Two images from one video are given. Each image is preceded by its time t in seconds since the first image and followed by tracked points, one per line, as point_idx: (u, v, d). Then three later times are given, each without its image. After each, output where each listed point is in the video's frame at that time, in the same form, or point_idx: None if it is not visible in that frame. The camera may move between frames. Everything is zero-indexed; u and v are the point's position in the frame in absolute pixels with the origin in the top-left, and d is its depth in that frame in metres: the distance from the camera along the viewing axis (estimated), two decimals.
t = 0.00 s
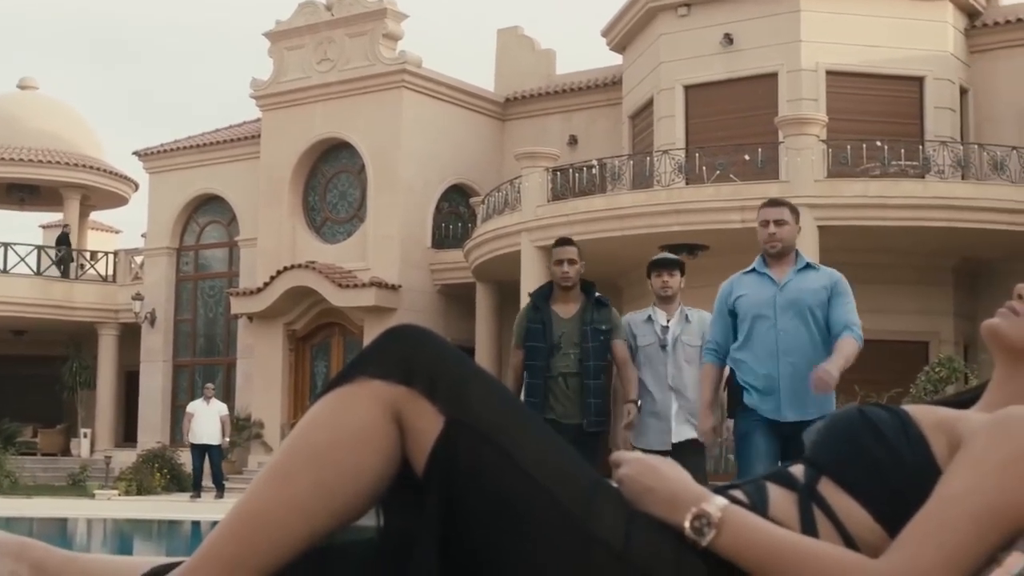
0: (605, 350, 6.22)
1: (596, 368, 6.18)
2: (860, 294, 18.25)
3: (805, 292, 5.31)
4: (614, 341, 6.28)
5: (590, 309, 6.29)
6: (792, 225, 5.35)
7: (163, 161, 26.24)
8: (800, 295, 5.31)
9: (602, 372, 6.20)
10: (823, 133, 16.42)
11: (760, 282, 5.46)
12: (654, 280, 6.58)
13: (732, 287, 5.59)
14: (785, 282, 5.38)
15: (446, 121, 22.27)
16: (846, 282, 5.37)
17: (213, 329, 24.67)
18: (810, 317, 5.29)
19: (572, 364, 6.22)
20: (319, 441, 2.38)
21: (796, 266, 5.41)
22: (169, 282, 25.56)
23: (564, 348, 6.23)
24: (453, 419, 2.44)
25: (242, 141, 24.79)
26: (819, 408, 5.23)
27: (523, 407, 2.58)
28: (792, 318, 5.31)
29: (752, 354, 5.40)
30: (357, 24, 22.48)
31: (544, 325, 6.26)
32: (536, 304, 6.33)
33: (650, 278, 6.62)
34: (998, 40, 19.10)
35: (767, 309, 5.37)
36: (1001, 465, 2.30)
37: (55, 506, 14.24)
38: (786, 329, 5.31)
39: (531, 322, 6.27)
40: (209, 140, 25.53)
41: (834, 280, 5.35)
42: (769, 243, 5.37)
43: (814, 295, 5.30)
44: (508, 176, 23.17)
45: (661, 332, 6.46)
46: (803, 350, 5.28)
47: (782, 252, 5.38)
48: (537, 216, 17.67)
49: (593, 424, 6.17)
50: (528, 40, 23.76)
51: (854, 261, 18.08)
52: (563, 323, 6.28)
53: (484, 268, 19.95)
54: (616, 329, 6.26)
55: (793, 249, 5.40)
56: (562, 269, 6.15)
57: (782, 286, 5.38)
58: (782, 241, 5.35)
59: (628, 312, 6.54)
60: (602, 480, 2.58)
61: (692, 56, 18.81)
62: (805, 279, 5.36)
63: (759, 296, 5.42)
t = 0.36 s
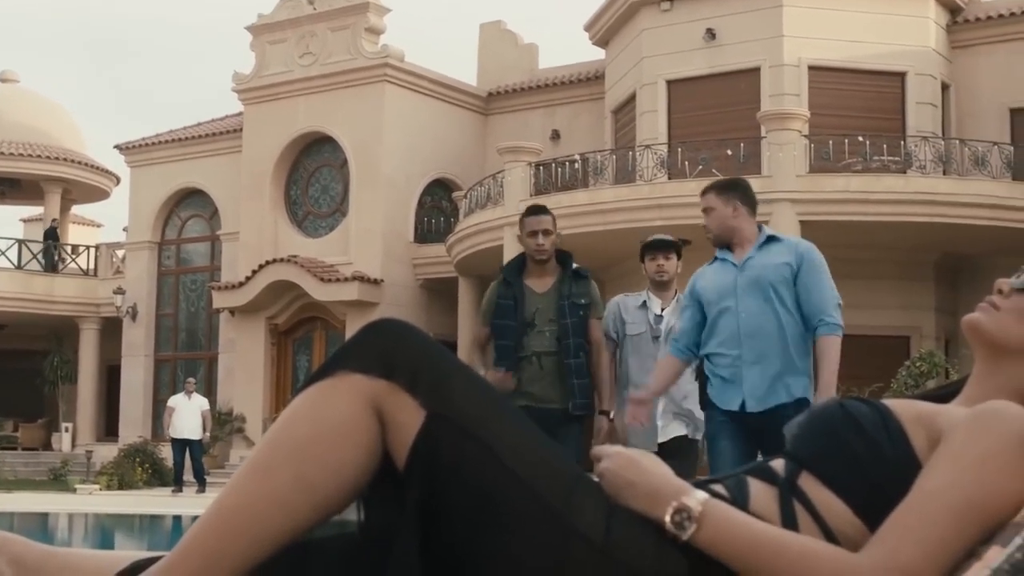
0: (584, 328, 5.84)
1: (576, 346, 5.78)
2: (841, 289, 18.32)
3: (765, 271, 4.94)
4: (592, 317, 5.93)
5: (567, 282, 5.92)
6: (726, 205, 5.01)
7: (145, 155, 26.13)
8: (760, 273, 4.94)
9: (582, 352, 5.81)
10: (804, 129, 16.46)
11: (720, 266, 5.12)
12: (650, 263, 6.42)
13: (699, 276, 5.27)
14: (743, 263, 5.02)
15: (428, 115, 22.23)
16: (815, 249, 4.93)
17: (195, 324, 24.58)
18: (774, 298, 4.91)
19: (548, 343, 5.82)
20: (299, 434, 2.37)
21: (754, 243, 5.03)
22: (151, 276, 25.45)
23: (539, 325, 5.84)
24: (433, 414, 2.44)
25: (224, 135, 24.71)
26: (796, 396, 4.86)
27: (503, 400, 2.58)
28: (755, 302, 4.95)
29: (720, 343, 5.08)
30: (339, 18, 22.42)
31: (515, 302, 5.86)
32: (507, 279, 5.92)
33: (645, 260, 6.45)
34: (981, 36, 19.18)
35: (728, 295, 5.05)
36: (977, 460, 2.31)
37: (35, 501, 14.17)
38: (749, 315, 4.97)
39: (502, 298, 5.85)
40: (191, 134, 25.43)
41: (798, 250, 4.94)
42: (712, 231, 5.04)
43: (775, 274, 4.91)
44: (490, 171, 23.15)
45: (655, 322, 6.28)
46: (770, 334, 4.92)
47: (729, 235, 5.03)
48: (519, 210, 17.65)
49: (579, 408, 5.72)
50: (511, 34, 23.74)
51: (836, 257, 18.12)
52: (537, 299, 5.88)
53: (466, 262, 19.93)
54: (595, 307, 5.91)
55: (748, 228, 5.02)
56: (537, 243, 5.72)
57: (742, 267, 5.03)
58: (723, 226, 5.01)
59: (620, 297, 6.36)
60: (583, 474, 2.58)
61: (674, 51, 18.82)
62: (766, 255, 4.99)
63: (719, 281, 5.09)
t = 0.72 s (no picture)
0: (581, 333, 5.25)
1: (574, 354, 5.21)
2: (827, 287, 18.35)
3: (753, 258, 4.55)
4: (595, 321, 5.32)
5: (568, 282, 5.33)
6: (719, 185, 4.64)
7: (132, 153, 26.04)
8: (749, 260, 4.56)
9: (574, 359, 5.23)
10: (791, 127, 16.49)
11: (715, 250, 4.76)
12: (637, 244, 5.82)
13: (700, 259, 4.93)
14: (736, 248, 4.65)
15: (415, 113, 22.20)
16: (811, 235, 4.47)
17: (182, 322, 24.53)
18: (760, 287, 4.51)
19: (535, 343, 5.25)
20: (286, 432, 2.36)
21: (751, 228, 4.64)
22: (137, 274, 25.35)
23: (527, 322, 5.27)
24: (420, 413, 2.43)
25: (211, 134, 24.65)
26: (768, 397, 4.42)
27: (489, 398, 2.57)
28: (738, 290, 4.56)
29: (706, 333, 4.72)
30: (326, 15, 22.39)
31: (504, 293, 5.28)
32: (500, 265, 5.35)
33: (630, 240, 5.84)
34: (968, 34, 19.23)
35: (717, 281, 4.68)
36: (963, 457, 2.32)
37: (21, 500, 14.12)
38: (731, 305, 4.58)
39: (489, 285, 5.28)
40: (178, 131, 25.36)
41: (793, 236, 4.50)
42: (708, 213, 4.70)
43: (761, 262, 4.52)
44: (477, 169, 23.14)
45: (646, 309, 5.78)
46: (750, 329, 4.51)
47: (725, 218, 4.65)
48: (507, 209, 17.63)
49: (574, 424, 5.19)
50: (498, 32, 23.73)
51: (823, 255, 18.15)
52: (530, 293, 5.31)
53: (453, 261, 19.90)
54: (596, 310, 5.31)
55: (743, 212, 4.63)
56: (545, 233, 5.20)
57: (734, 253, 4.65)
58: (715, 206, 4.65)
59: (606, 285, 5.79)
60: (569, 472, 2.58)
61: (662, 49, 18.84)
62: (758, 241, 4.58)
63: (710, 267, 4.74)
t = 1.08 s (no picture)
0: (560, 311, 4.87)
1: (551, 334, 4.84)
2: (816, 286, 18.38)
3: (766, 232, 4.33)
4: (571, 297, 4.94)
5: (540, 257, 4.95)
6: (741, 150, 4.44)
7: (119, 152, 25.97)
8: (763, 234, 4.34)
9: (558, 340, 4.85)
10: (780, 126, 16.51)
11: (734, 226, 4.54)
12: (624, 211, 5.34)
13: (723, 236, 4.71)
14: (751, 222, 4.43)
15: (404, 112, 22.20)
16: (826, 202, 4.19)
17: (170, 321, 24.46)
18: (774, 262, 4.29)
19: (515, 328, 4.89)
20: (272, 432, 2.36)
21: (770, 197, 4.40)
22: (125, 274, 25.25)
23: (503, 302, 4.92)
24: (407, 413, 2.43)
25: (199, 133, 24.60)
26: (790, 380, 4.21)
27: (474, 396, 2.56)
28: (753, 266, 4.35)
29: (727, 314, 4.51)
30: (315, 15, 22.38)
31: (477, 274, 4.94)
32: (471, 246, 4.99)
33: (618, 206, 5.36)
34: (956, 35, 19.28)
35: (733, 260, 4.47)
36: (950, 458, 2.33)
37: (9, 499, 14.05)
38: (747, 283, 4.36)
39: (460, 270, 4.93)
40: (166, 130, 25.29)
41: (804, 204, 4.24)
42: (727, 179, 4.49)
43: (774, 233, 4.29)
44: (466, 169, 23.13)
45: (630, 284, 5.30)
46: (766, 307, 4.29)
47: (746, 184, 4.44)
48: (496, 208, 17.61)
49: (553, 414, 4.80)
50: (487, 31, 23.73)
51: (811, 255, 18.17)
52: (504, 273, 4.96)
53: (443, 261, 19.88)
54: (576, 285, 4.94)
55: (762, 179, 4.41)
56: (517, 207, 4.84)
57: (750, 228, 4.43)
58: (735, 174, 4.45)
59: (589, 255, 5.35)
60: (556, 471, 2.58)
61: (651, 48, 18.85)
62: (773, 213, 4.35)
63: (727, 242, 4.53)
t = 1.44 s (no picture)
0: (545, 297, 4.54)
1: (536, 321, 4.48)
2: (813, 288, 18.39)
3: (756, 222, 4.32)
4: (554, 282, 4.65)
5: (528, 237, 4.60)
6: (726, 136, 4.47)
7: (117, 154, 25.97)
8: (751, 225, 4.34)
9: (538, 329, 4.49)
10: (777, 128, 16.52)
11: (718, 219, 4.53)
12: (627, 187, 5.00)
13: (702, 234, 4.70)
14: (736, 214, 4.44)
15: (401, 114, 22.20)
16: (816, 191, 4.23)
17: (167, 323, 24.45)
18: (764, 253, 4.28)
19: (493, 308, 4.49)
20: (270, 434, 2.36)
21: (755, 186, 4.43)
22: (122, 276, 25.23)
23: (485, 282, 4.51)
24: (404, 414, 2.43)
25: (196, 135, 24.60)
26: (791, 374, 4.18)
27: (471, 399, 2.57)
28: (742, 259, 4.33)
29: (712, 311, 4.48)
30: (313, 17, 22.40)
31: (461, 246, 4.50)
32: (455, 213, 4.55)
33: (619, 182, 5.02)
34: (954, 36, 19.32)
35: (719, 254, 4.45)
36: (947, 459, 2.33)
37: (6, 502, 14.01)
38: (737, 275, 4.34)
39: (440, 240, 4.47)
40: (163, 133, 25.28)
41: (796, 195, 4.27)
42: (710, 167, 4.52)
43: (766, 225, 4.29)
44: (463, 171, 23.13)
45: (633, 267, 5.03)
46: (758, 303, 4.28)
47: (729, 172, 4.48)
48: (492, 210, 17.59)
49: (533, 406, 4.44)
50: (485, 33, 23.75)
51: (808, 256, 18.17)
52: (489, 248, 4.56)
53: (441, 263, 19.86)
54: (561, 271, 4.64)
55: (746, 169, 4.45)
56: (519, 180, 4.48)
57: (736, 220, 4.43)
58: (721, 162, 4.48)
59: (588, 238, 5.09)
60: (552, 473, 2.58)
61: (648, 50, 18.86)
62: (762, 203, 4.36)
63: (712, 236, 4.52)
